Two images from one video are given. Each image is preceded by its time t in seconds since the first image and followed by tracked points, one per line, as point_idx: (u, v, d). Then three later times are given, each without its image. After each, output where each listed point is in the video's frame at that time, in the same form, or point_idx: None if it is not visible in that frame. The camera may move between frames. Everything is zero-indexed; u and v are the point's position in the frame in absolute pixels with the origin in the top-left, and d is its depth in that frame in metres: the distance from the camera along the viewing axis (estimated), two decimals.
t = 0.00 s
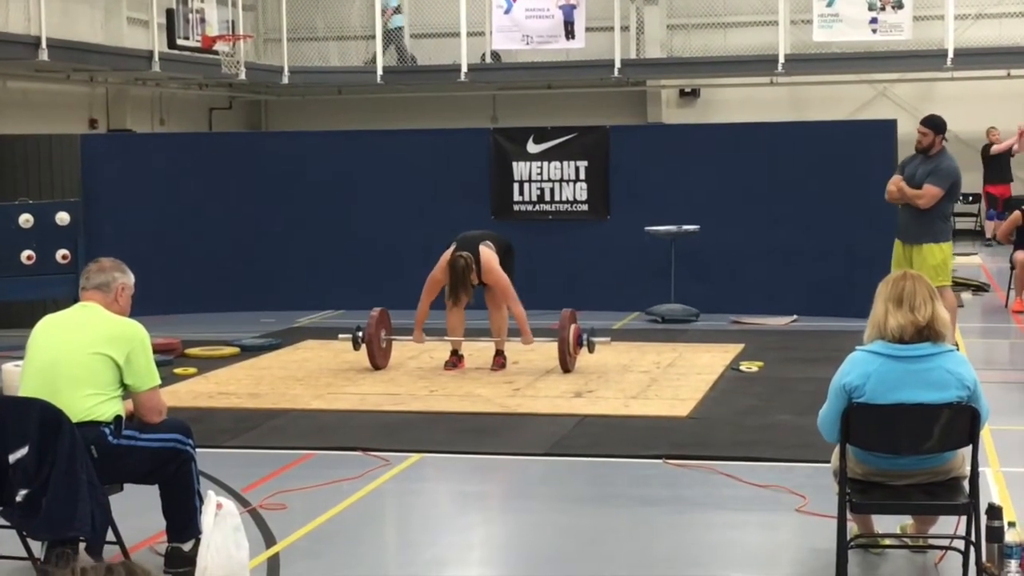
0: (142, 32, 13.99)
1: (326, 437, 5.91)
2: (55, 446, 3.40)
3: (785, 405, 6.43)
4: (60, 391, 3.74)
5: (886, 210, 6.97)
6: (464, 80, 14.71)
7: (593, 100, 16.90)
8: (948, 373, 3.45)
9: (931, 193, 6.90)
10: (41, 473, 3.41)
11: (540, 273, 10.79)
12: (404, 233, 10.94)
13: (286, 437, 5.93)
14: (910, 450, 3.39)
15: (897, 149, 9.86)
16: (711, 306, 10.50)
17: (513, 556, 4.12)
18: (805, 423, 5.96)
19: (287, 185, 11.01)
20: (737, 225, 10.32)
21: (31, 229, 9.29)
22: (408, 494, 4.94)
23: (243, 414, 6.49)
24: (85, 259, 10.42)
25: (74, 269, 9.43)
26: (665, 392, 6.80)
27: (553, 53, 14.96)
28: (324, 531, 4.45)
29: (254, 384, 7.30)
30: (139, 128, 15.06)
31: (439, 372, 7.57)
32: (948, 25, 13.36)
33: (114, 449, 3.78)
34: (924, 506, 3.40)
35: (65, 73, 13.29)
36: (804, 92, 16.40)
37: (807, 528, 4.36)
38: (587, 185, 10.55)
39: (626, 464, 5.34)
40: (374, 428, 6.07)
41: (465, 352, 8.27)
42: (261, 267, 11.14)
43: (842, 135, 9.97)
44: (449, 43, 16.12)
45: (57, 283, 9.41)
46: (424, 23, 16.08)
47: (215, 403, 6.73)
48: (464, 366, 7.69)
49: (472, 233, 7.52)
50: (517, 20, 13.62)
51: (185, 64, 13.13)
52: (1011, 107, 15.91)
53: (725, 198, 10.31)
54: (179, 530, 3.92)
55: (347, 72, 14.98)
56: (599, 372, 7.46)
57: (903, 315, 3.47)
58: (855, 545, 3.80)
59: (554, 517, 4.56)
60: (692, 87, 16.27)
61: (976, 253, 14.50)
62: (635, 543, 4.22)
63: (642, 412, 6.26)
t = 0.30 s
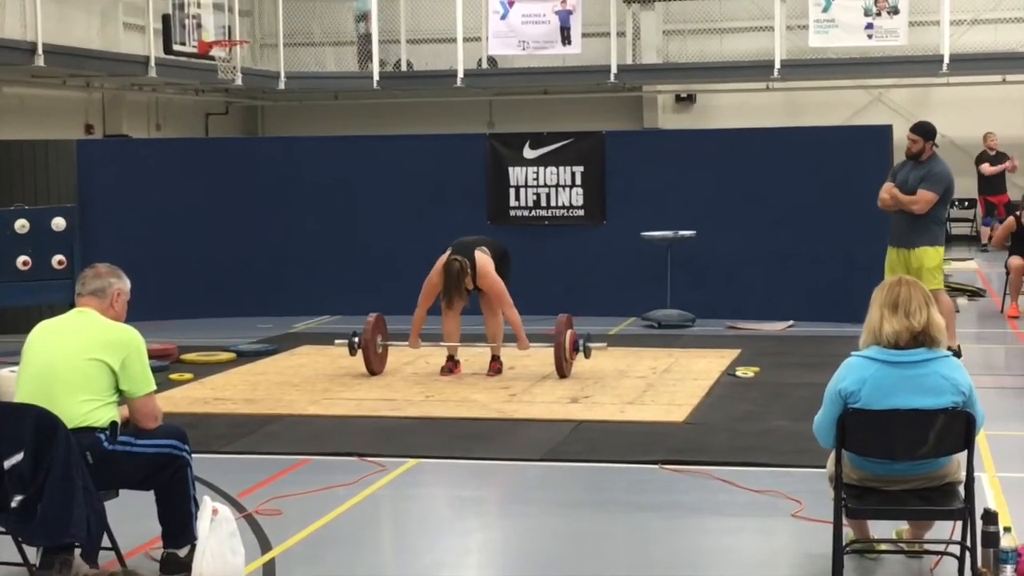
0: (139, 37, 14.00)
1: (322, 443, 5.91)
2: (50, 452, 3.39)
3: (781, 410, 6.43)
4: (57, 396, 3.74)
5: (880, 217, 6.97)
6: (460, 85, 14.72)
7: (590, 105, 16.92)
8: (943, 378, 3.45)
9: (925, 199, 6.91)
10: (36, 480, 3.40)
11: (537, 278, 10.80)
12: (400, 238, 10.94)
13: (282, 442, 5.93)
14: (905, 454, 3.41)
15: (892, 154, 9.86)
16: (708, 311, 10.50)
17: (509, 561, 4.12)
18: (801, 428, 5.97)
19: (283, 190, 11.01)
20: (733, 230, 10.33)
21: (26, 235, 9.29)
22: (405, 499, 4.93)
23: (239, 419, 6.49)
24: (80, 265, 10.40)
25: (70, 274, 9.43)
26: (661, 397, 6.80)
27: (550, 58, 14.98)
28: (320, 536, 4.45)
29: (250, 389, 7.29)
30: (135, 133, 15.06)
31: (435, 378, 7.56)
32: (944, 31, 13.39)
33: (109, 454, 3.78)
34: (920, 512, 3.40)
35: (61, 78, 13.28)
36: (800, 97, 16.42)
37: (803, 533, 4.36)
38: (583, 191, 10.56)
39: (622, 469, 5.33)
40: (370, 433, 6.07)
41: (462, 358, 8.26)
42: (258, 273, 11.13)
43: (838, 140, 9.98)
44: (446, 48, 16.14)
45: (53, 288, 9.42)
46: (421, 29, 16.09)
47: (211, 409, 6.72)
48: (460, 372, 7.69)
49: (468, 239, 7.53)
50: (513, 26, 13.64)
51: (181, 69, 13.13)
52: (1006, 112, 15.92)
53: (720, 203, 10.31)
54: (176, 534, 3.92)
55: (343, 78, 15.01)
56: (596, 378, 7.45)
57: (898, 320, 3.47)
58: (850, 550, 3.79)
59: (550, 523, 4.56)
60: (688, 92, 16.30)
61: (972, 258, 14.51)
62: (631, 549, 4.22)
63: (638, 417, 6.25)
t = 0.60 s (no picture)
0: (138, 44, 14.02)
1: (320, 450, 5.90)
2: (49, 459, 3.39)
3: (780, 418, 6.43)
4: (56, 403, 3.73)
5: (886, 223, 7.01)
6: (459, 92, 14.74)
7: (589, 113, 16.94)
8: (942, 386, 3.46)
9: (930, 204, 6.96)
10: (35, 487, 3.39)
11: (535, 285, 10.80)
12: (399, 245, 10.95)
13: (280, 449, 5.93)
14: (904, 463, 3.41)
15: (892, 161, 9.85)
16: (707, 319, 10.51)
17: (507, 568, 4.12)
18: (799, 436, 5.97)
19: (282, 196, 11.01)
20: (732, 237, 10.34)
21: (25, 241, 9.28)
22: (403, 506, 4.93)
23: (238, 426, 6.49)
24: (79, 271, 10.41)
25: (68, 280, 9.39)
26: (659, 404, 6.79)
27: (549, 65, 15.01)
28: (319, 543, 4.45)
29: (249, 396, 7.29)
30: (134, 140, 15.07)
31: (434, 384, 7.56)
32: (943, 39, 13.42)
33: (108, 461, 3.79)
34: (918, 520, 3.41)
35: (60, 85, 13.29)
36: (799, 104, 16.45)
37: (801, 540, 4.36)
38: (582, 198, 10.57)
39: (621, 476, 5.33)
40: (369, 440, 6.07)
41: (460, 365, 8.26)
42: (256, 280, 11.13)
43: (838, 148, 9.99)
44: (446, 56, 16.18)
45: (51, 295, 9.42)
46: (420, 36, 16.11)
47: (209, 416, 6.72)
48: (458, 379, 7.69)
49: (468, 245, 7.53)
50: (512, 33, 13.66)
51: (181, 76, 13.14)
52: (1006, 120, 15.94)
53: (720, 211, 10.32)
54: (175, 541, 3.93)
55: (342, 84, 15.06)
56: (594, 385, 7.45)
57: (897, 328, 3.47)
58: (849, 557, 3.79)
59: (549, 530, 4.56)
60: (687, 100, 16.33)
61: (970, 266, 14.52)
62: (629, 557, 4.22)
63: (636, 425, 6.25)
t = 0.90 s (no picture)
0: (141, 52, 14.04)
1: (322, 458, 5.90)
2: (51, 466, 3.39)
3: (782, 426, 6.43)
4: (58, 410, 3.74)
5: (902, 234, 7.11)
6: (461, 100, 14.76)
7: (591, 122, 16.96)
8: (944, 395, 3.45)
9: (946, 213, 7.06)
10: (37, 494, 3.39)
11: (537, 293, 10.81)
12: (401, 253, 10.96)
13: (282, 457, 5.92)
14: (906, 472, 3.41)
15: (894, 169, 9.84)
16: (709, 327, 10.50)
17: None
18: (802, 444, 5.97)
19: (285, 204, 11.02)
20: (734, 246, 10.34)
21: (29, 248, 9.32)
22: (405, 514, 4.94)
23: (239, 434, 6.48)
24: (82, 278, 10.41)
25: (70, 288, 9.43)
26: (662, 413, 6.79)
27: (551, 74, 15.03)
28: (321, 551, 4.45)
29: (251, 404, 7.29)
30: (136, 147, 15.08)
31: (435, 392, 7.56)
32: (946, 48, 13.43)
33: (111, 468, 3.80)
34: (919, 529, 3.41)
35: (63, 93, 13.31)
36: (801, 113, 16.46)
37: (803, 549, 4.35)
38: (584, 206, 10.57)
39: (623, 485, 5.33)
40: (370, 448, 6.07)
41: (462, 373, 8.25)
42: (258, 287, 11.14)
43: (840, 157, 9.98)
44: (448, 64, 16.22)
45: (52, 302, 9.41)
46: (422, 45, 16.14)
47: (211, 423, 6.72)
48: (461, 387, 7.69)
49: (471, 247, 7.52)
50: (514, 41, 13.69)
51: (184, 83, 13.16)
52: (1008, 130, 15.94)
53: (722, 219, 10.33)
54: (176, 549, 3.95)
55: (344, 92, 15.08)
56: (596, 393, 7.45)
57: (900, 337, 3.47)
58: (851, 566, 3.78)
59: (551, 538, 4.56)
60: (689, 109, 16.35)
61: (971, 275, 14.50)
62: (631, 565, 4.22)
63: (638, 433, 6.25)
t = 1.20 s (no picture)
0: (143, 61, 14.06)
1: (323, 467, 5.90)
2: (53, 476, 3.39)
3: (784, 436, 6.43)
4: (59, 419, 3.74)
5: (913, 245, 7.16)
6: (463, 110, 14.78)
7: (593, 132, 16.98)
8: (946, 405, 3.45)
9: (956, 225, 7.11)
10: (39, 503, 3.39)
11: (539, 303, 10.81)
12: (403, 263, 10.96)
13: (284, 466, 5.92)
14: (908, 482, 3.41)
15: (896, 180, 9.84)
16: (711, 336, 10.50)
17: None
18: (803, 454, 5.96)
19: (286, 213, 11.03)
20: (736, 255, 10.34)
21: (31, 258, 9.35)
22: (406, 523, 4.93)
23: (241, 443, 6.48)
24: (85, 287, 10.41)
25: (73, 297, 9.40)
26: (664, 422, 6.79)
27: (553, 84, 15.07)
28: (322, 560, 4.45)
29: (253, 413, 7.29)
30: (138, 157, 15.09)
31: (437, 402, 7.56)
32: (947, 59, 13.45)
33: (112, 477, 3.79)
34: (922, 539, 3.41)
35: (65, 102, 13.30)
36: (803, 124, 16.48)
37: (805, 559, 4.35)
38: (586, 216, 10.58)
39: (625, 495, 5.32)
40: (372, 457, 6.07)
41: (464, 383, 8.25)
42: (260, 297, 11.15)
43: (842, 167, 9.98)
44: (450, 74, 16.26)
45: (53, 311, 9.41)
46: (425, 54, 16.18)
47: (213, 433, 6.72)
48: (463, 397, 7.69)
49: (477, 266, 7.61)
50: (517, 51, 13.71)
51: (187, 93, 13.18)
52: (1010, 140, 15.95)
53: (724, 229, 10.33)
54: (178, 559, 3.92)
55: (346, 102, 15.11)
56: (598, 403, 7.45)
57: (901, 347, 3.47)
58: None
59: (553, 547, 4.56)
60: (691, 118, 16.37)
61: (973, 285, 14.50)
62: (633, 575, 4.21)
63: (640, 443, 6.24)
